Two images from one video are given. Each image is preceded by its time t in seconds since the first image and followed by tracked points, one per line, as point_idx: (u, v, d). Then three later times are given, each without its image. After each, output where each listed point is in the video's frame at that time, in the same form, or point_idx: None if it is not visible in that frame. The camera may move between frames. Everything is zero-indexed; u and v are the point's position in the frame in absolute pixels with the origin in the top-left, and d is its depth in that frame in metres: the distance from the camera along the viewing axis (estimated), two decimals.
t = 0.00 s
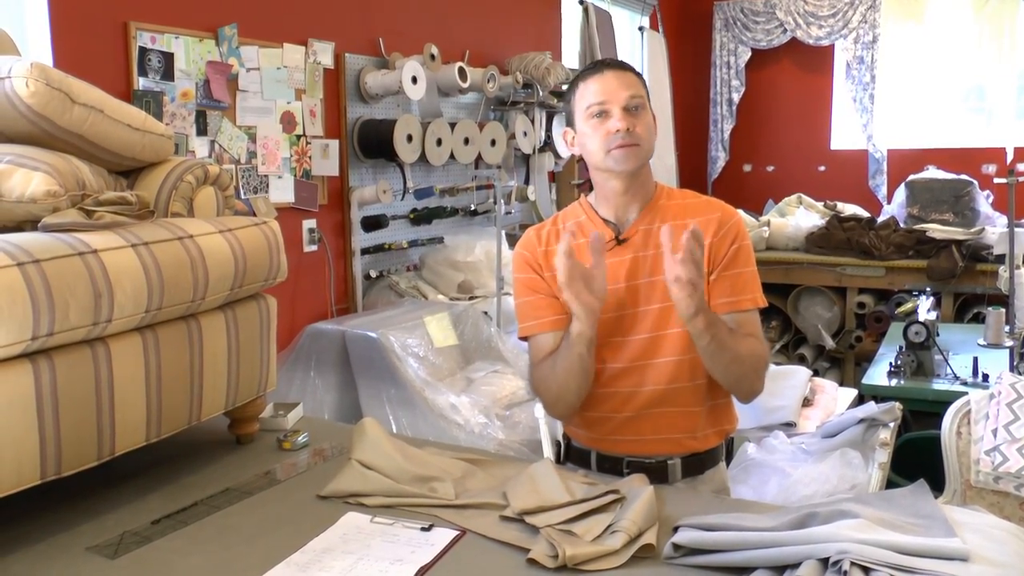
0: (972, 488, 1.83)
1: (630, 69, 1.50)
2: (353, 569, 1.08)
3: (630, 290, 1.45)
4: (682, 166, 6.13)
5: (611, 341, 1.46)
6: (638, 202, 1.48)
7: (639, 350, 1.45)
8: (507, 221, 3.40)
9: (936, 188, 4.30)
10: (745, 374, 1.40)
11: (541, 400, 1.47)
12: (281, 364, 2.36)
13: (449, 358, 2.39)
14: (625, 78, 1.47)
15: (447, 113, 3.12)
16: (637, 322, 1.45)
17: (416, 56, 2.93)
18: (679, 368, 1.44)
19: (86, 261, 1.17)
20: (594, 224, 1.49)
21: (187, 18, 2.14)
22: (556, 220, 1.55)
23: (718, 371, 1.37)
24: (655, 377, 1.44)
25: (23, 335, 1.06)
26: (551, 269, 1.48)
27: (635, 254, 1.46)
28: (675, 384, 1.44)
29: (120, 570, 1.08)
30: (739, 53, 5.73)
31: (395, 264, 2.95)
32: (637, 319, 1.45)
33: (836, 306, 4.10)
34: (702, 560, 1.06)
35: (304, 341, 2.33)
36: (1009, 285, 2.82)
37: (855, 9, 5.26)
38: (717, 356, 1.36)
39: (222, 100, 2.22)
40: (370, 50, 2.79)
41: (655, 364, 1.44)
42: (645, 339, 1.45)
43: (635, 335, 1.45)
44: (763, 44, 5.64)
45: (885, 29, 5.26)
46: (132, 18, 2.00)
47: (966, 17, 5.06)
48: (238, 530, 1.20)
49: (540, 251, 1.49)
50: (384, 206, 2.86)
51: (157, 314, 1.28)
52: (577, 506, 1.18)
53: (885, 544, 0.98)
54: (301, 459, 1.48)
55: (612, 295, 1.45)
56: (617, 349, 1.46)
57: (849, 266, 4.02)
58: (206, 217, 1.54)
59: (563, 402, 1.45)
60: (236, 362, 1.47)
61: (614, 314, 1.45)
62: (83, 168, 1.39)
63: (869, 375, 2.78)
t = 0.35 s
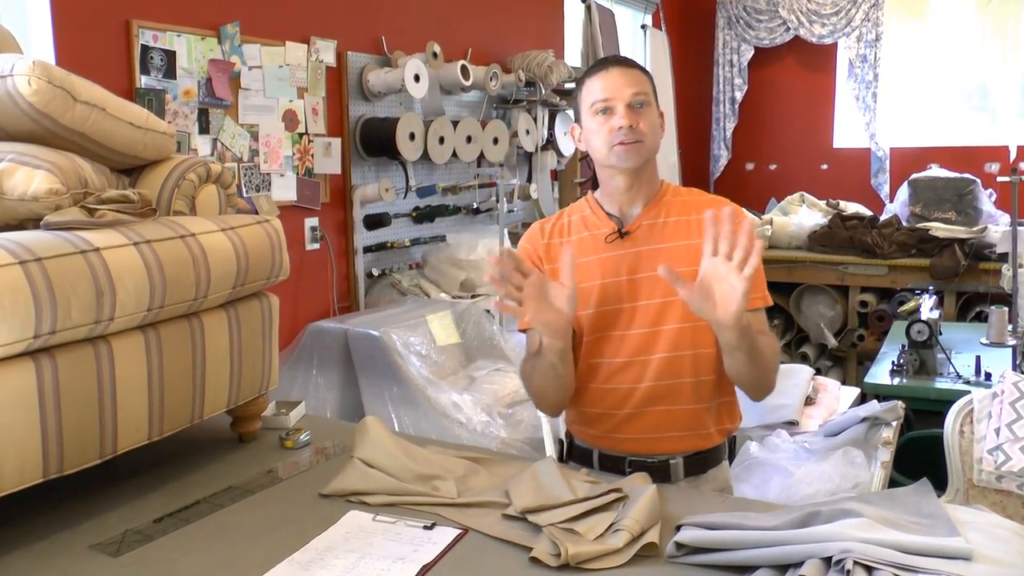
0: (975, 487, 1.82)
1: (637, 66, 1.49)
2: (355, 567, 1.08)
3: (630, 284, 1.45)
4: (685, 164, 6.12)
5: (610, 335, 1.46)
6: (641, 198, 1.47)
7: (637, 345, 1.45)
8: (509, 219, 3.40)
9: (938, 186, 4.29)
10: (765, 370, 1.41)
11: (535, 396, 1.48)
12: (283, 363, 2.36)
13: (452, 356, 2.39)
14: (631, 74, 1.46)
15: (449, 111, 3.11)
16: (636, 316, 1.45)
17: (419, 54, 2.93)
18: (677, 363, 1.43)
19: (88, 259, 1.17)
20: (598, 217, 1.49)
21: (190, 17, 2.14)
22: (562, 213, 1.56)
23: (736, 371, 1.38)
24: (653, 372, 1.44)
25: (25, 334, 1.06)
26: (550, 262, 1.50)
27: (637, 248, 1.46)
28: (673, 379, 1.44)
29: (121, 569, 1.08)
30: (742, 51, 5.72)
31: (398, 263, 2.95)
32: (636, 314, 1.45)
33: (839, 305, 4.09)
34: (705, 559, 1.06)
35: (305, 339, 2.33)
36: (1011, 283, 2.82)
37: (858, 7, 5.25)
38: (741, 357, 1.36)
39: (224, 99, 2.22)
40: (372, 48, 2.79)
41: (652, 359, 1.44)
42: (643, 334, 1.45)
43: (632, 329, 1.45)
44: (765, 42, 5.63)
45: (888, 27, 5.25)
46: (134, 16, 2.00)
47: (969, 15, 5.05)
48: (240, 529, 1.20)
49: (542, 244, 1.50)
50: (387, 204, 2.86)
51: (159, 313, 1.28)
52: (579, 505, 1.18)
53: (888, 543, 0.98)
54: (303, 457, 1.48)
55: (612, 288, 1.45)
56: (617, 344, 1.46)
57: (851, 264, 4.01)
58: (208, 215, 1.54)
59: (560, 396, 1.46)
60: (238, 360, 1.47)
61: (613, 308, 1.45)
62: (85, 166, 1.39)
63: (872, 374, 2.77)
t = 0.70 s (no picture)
0: (976, 487, 1.82)
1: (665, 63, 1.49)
2: (356, 565, 1.08)
3: (632, 285, 1.43)
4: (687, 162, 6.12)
5: (612, 334, 1.45)
6: (650, 197, 1.47)
7: (640, 346, 1.44)
8: (511, 218, 3.40)
9: (941, 185, 4.28)
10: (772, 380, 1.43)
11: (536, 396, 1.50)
12: (284, 361, 2.36)
13: (453, 354, 2.39)
14: (659, 70, 1.46)
15: (451, 108, 3.11)
16: (639, 317, 1.44)
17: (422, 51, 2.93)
18: (680, 365, 1.43)
19: (89, 256, 1.16)
20: (604, 214, 1.48)
21: (193, 14, 2.14)
22: (569, 209, 1.55)
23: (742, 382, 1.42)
24: (655, 373, 1.44)
25: (26, 330, 1.06)
26: (555, 260, 1.49)
27: (641, 248, 1.44)
28: (675, 381, 1.43)
29: (122, 566, 1.08)
30: (745, 50, 5.71)
31: (400, 260, 2.96)
32: (639, 315, 1.43)
33: (841, 304, 4.08)
34: (706, 557, 1.06)
35: (307, 337, 2.33)
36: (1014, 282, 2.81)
37: (861, 5, 5.23)
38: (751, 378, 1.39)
39: (227, 96, 2.22)
40: (374, 46, 2.79)
41: (654, 360, 1.43)
42: (647, 334, 1.44)
43: (635, 330, 1.44)
44: (768, 40, 5.62)
45: (891, 25, 5.24)
46: (136, 13, 2.00)
47: (973, 13, 5.04)
48: (241, 526, 1.20)
49: (547, 241, 1.50)
50: (389, 202, 2.85)
51: (161, 310, 1.28)
52: (581, 503, 1.17)
53: (889, 543, 0.97)
54: (305, 455, 1.48)
55: (615, 288, 1.43)
56: (619, 344, 1.45)
57: (854, 263, 4.01)
58: (210, 212, 1.54)
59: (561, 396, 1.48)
60: (239, 358, 1.47)
61: (616, 308, 1.44)
62: (87, 163, 1.39)
63: (874, 373, 2.77)
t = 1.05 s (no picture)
0: (980, 487, 1.82)
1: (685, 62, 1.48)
2: (358, 563, 1.08)
3: (640, 284, 1.43)
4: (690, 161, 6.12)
5: (617, 332, 1.45)
6: (661, 196, 1.46)
7: (645, 345, 1.44)
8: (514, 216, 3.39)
9: (945, 185, 4.27)
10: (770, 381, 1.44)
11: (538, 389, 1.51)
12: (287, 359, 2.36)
13: (456, 352, 2.39)
14: (677, 70, 1.44)
15: (455, 106, 3.11)
16: (645, 317, 1.43)
17: (426, 49, 2.93)
18: (684, 366, 1.43)
19: (92, 252, 1.16)
20: (615, 212, 1.47)
21: (197, 11, 2.13)
22: (579, 204, 1.54)
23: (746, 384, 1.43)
24: (660, 372, 1.44)
25: (30, 326, 1.06)
26: (563, 255, 1.49)
27: (650, 247, 1.43)
28: (679, 381, 1.44)
29: (125, 562, 1.08)
30: (749, 48, 5.70)
31: (404, 258, 2.96)
32: (645, 314, 1.43)
33: (844, 303, 4.08)
34: (709, 557, 1.05)
35: (310, 334, 2.33)
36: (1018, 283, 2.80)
37: (866, 4, 5.22)
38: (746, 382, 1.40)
39: (230, 93, 2.22)
40: (378, 43, 2.79)
41: (659, 359, 1.43)
42: (652, 334, 1.43)
43: (641, 329, 1.44)
44: (772, 39, 5.60)
45: (896, 24, 5.23)
46: (140, 10, 2.00)
47: (978, 13, 5.03)
48: (244, 523, 1.20)
49: (556, 236, 1.50)
50: (392, 199, 2.85)
51: (165, 306, 1.28)
52: (584, 501, 1.17)
53: (893, 543, 0.97)
54: (308, 452, 1.48)
55: (623, 286, 1.43)
56: (623, 342, 1.45)
57: (857, 263, 4.00)
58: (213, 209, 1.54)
59: (564, 391, 1.48)
60: (242, 355, 1.47)
61: (622, 306, 1.43)
62: (91, 158, 1.39)
63: (877, 372, 2.77)
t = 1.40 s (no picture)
0: (980, 487, 1.82)
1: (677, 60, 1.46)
2: (357, 563, 1.08)
3: (641, 281, 1.43)
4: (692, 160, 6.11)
5: (618, 329, 1.45)
6: (664, 194, 1.46)
7: (646, 342, 1.44)
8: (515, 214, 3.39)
9: (946, 184, 4.27)
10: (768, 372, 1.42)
11: (536, 385, 1.51)
12: (286, 357, 2.36)
13: (456, 351, 2.39)
14: (669, 69, 1.43)
15: (456, 105, 3.11)
16: (646, 313, 1.43)
17: (427, 47, 2.92)
18: (684, 364, 1.43)
19: (91, 251, 1.16)
20: (619, 209, 1.47)
21: (198, 9, 2.13)
22: (584, 201, 1.54)
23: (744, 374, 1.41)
24: (659, 370, 1.44)
25: (28, 324, 1.06)
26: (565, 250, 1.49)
27: (652, 244, 1.43)
28: (677, 379, 1.44)
29: (123, 561, 1.08)
30: (751, 48, 5.70)
31: (404, 256, 2.95)
32: (646, 311, 1.43)
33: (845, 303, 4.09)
34: (707, 557, 1.05)
35: (309, 332, 2.33)
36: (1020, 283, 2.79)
37: (868, 3, 5.21)
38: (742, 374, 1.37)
39: (231, 91, 2.22)
40: (379, 41, 2.78)
41: (658, 358, 1.43)
42: (653, 331, 1.43)
43: (643, 326, 1.43)
44: (774, 38, 5.60)
45: (898, 24, 5.23)
46: (141, 8, 1.99)
47: (980, 12, 5.02)
48: (242, 522, 1.20)
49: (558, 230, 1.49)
50: (393, 198, 2.85)
51: (163, 305, 1.28)
52: (583, 501, 1.17)
53: (892, 545, 0.97)
54: (307, 450, 1.48)
55: (624, 283, 1.43)
56: (624, 339, 1.45)
57: (858, 262, 3.99)
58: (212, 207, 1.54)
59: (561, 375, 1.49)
60: (241, 354, 1.46)
61: (622, 303, 1.44)
62: (90, 157, 1.39)
63: (877, 372, 2.76)
